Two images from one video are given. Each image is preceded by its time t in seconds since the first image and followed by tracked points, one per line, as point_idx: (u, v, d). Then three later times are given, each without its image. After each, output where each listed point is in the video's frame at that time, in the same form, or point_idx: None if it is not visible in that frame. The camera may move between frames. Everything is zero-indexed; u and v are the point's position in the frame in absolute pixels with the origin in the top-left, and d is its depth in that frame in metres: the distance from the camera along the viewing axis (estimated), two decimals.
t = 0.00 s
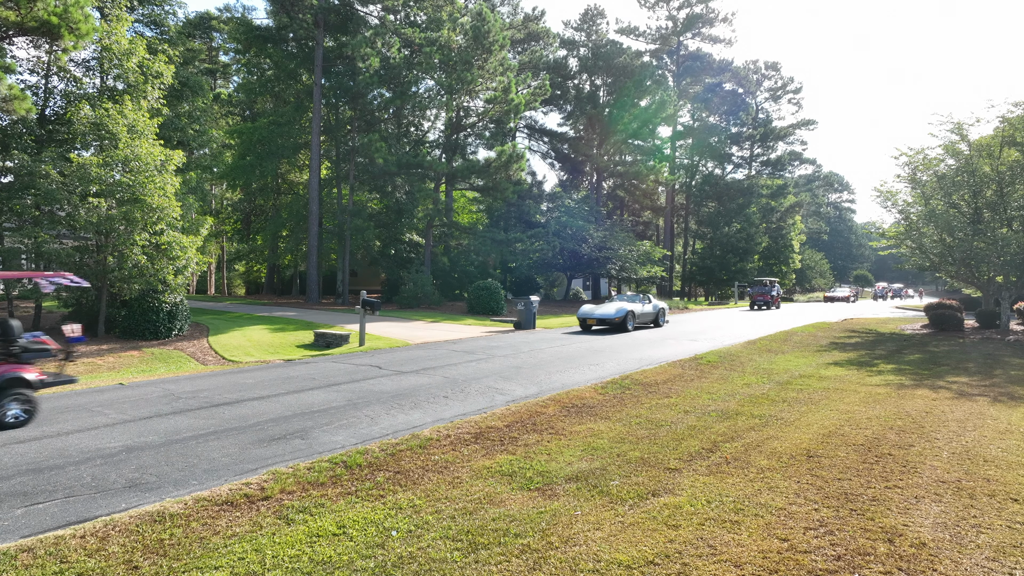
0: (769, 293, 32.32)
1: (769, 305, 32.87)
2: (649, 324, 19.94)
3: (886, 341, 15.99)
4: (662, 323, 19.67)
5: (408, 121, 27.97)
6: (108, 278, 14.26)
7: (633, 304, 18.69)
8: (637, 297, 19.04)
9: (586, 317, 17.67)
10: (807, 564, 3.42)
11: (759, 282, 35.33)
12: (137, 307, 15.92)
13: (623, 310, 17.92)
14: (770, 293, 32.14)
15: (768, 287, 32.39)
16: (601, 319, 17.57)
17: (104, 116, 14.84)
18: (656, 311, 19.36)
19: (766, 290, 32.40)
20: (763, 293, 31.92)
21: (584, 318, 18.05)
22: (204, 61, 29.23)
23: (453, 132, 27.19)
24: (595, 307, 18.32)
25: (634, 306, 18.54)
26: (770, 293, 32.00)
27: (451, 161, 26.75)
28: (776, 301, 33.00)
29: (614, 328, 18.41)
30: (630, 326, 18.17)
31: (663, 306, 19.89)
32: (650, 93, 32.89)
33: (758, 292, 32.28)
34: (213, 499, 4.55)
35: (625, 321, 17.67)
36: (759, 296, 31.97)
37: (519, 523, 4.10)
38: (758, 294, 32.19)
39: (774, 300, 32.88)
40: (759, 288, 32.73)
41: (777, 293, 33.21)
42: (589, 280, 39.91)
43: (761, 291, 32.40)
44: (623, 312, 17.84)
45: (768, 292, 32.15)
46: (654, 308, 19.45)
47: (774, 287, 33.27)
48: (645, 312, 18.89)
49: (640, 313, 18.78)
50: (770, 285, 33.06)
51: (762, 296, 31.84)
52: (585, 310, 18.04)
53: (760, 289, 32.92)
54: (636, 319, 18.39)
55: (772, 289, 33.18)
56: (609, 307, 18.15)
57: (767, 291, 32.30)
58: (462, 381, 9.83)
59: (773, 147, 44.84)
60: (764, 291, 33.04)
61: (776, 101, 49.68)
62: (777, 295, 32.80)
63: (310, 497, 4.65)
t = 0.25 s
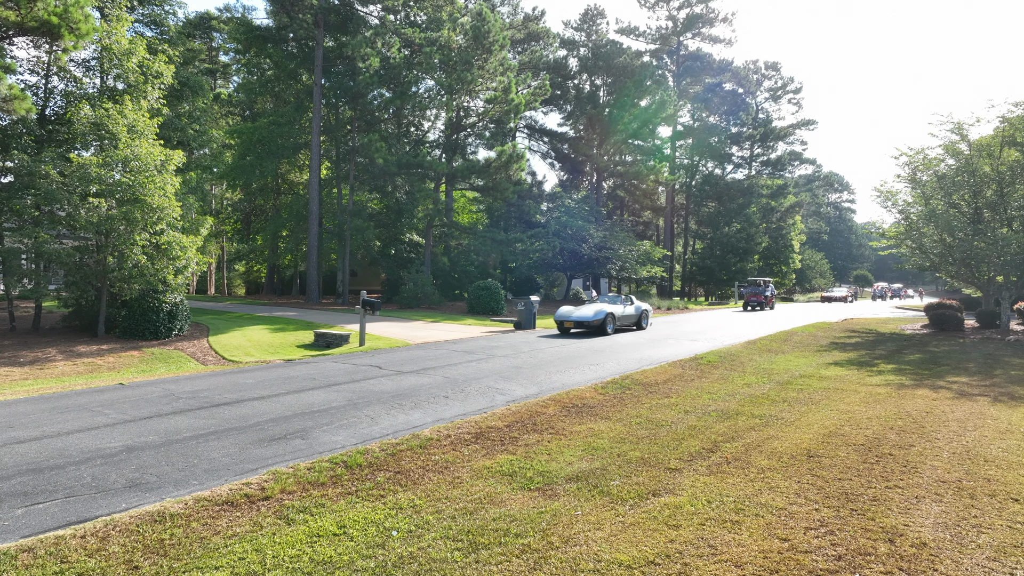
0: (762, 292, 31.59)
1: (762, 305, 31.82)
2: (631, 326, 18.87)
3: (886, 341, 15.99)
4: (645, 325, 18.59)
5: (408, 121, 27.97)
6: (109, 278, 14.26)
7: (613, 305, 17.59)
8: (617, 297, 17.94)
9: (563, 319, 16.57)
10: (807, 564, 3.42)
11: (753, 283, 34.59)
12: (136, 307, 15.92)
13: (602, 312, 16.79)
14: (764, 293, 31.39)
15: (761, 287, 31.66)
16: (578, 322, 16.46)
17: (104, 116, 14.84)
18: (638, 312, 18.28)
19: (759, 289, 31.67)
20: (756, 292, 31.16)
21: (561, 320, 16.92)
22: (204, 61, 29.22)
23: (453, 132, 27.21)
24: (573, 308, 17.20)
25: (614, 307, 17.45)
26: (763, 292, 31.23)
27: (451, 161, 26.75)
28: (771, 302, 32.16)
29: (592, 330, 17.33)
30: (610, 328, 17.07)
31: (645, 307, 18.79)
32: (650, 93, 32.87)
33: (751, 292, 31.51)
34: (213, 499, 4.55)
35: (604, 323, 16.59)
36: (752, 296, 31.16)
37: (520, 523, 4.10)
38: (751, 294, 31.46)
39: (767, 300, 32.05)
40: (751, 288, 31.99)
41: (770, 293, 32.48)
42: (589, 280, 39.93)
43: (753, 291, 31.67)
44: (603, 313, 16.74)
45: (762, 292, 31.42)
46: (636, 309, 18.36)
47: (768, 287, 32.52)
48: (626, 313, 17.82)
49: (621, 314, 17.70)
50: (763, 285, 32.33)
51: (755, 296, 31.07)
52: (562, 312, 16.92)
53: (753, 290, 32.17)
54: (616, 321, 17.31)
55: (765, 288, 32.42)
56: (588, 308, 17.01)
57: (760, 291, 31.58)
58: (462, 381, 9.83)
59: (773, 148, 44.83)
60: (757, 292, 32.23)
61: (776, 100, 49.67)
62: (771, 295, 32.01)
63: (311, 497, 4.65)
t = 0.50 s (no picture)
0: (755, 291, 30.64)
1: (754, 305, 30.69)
2: (609, 330, 17.83)
3: (886, 341, 15.99)
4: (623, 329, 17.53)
5: (408, 121, 27.97)
6: (109, 278, 14.27)
7: (589, 307, 16.54)
8: (594, 300, 16.88)
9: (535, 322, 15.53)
10: (808, 564, 3.41)
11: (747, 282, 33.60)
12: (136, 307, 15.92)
13: (576, 315, 15.70)
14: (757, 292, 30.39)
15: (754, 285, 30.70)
16: (551, 325, 15.41)
17: (104, 116, 14.84)
18: (616, 315, 17.24)
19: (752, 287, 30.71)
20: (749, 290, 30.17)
21: (532, 323, 15.87)
22: (204, 61, 29.20)
23: (453, 132, 27.22)
24: (545, 311, 16.15)
25: (591, 310, 16.41)
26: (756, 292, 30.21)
27: (451, 160, 26.75)
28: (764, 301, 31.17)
29: (567, 334, 16.30)
30: (585, 332, 15.97)
31: (624, 310, 17.71)
32: (650, 93, 32.87)
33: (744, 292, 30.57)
34: (214, 499, 4.55)
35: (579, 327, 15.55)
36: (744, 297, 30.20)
37: (520, 523, 4.09)
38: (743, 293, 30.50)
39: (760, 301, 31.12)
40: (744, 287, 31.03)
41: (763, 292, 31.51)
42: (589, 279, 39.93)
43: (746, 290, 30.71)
44: (577, 316, 15.72)
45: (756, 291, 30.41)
46: (614, 312, 17.33)
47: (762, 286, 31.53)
48: (603, 316, 16.78)
49: (598, 317, 16.68)
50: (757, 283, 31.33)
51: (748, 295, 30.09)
52: (534, 316, 15.85)
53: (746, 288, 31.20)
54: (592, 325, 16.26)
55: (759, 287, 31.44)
56: (561, 311, 15.92)
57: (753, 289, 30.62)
58: (462, 381, 9.83)
59: (773, 147, 44.82)
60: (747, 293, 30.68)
61: (776, 100, 49.66)
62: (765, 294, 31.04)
63: (311, 497, 4.64)
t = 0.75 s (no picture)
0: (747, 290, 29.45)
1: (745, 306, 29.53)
2: (585, 333, 16.64)
3: (886, 341, 15.98)
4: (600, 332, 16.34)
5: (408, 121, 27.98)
6: (109, 278, 14.27)
7: (562, 310, 15.37)
8: (567, 301, 15.70)
9: (501, 326, 14.38)
10: (809, 564, 3.42)
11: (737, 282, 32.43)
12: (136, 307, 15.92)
13: (547, 318, 14.57)
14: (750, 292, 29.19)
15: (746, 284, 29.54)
16: (519, 329, 14.26)
17: (104, 116, 14.83)
18: (592, 318, 16.07)
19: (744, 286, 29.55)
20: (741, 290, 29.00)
21: (500, 327, 14.70)
22: (204, 61, 29.19)
23: (453, 132, 27.22)
24: (513, 314, 14.98)
25: (564, 312, 15.24)
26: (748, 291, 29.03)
27: (451, 160, 26.74)
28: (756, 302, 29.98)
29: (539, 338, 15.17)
30: (557, 336, 14.84)
31: (600, 312, 16.51)
32: (650, 93, 32.86)
33: (736, 292, 29.41)
34: (214, 499, 4.55)
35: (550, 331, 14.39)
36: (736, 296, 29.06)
37: (520, 523, 4.09)
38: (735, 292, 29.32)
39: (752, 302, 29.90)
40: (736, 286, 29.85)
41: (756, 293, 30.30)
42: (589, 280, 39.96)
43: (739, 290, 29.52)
44: (547, 319, 14.56)
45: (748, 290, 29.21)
46: (589, 314, 16.16)
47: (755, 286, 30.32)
48: (577, 319, 15.61)
49: (571, 320, 15.53)
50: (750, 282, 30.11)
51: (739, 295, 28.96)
52: (502, 320, 14.75)
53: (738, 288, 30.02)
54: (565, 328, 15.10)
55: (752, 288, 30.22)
56: (531, 314, 14.79)
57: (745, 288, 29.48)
58: (462, 381, 9.82)
59: (773, 147, 44.81)
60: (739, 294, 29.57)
61: (776, 100, 49.65)
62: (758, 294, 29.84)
63: (312, 497, 4.64)
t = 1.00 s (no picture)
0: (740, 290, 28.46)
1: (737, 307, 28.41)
2: (560, 337, 15.63)
3: (887, 341, 15.96)
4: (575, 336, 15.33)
5: (408, 121, 27.98)
6: (109, 278, 14.27)
7: (534, 312, 14.36)
8: (540, 304, 14.67)
9: (467, 329, 13.41)
10: (809, 564, 3.42)
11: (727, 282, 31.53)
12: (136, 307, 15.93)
13: (516, 321, 13.58)
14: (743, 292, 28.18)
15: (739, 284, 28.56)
16: (485, 333, 13.27)
17: (104, 116, 14.82)
18: (566, 321, 15.05)
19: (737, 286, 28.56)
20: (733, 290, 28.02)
21: (466, 330, 13.69)
22: (204, 61, 29.19)
23: (453, 132, 27.23)
24: (481, 317, 13.97)
25: (536, 315, 14.23)
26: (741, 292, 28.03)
27: (451, 160, 26.73)
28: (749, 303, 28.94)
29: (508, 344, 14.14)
30: (527, 340, 13.83)
31: (576, 315, 15.49)
32: (650, 93, 32.87)
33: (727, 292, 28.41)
34: (214, 499, 4.55)
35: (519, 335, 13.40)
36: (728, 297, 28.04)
37: (520, 523, 4.09)
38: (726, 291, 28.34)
39: (744, 302, 28.91)
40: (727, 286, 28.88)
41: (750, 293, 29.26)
42: (589, 280, 40.00)
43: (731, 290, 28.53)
44: (516, 323, 13.56)
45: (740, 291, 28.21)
46: (564, 316, 15.15)
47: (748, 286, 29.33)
48: (550, 322, 14.61)
49: (543, 323, 14.50)
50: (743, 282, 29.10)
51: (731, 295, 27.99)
52: (469, 323, 13.78)
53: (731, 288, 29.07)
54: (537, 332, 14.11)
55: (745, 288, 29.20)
56: (500, 316, 13.79)
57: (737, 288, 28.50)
58: (462, 381, 9.82)
59: (773, 147, 44.80)
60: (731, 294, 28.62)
61: (776, 100, 49.64)
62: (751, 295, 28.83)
63: (311, 497, 4.64)
